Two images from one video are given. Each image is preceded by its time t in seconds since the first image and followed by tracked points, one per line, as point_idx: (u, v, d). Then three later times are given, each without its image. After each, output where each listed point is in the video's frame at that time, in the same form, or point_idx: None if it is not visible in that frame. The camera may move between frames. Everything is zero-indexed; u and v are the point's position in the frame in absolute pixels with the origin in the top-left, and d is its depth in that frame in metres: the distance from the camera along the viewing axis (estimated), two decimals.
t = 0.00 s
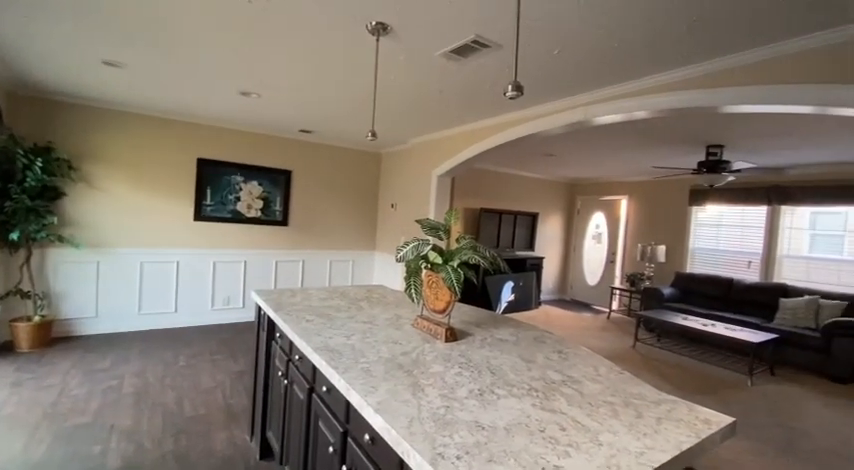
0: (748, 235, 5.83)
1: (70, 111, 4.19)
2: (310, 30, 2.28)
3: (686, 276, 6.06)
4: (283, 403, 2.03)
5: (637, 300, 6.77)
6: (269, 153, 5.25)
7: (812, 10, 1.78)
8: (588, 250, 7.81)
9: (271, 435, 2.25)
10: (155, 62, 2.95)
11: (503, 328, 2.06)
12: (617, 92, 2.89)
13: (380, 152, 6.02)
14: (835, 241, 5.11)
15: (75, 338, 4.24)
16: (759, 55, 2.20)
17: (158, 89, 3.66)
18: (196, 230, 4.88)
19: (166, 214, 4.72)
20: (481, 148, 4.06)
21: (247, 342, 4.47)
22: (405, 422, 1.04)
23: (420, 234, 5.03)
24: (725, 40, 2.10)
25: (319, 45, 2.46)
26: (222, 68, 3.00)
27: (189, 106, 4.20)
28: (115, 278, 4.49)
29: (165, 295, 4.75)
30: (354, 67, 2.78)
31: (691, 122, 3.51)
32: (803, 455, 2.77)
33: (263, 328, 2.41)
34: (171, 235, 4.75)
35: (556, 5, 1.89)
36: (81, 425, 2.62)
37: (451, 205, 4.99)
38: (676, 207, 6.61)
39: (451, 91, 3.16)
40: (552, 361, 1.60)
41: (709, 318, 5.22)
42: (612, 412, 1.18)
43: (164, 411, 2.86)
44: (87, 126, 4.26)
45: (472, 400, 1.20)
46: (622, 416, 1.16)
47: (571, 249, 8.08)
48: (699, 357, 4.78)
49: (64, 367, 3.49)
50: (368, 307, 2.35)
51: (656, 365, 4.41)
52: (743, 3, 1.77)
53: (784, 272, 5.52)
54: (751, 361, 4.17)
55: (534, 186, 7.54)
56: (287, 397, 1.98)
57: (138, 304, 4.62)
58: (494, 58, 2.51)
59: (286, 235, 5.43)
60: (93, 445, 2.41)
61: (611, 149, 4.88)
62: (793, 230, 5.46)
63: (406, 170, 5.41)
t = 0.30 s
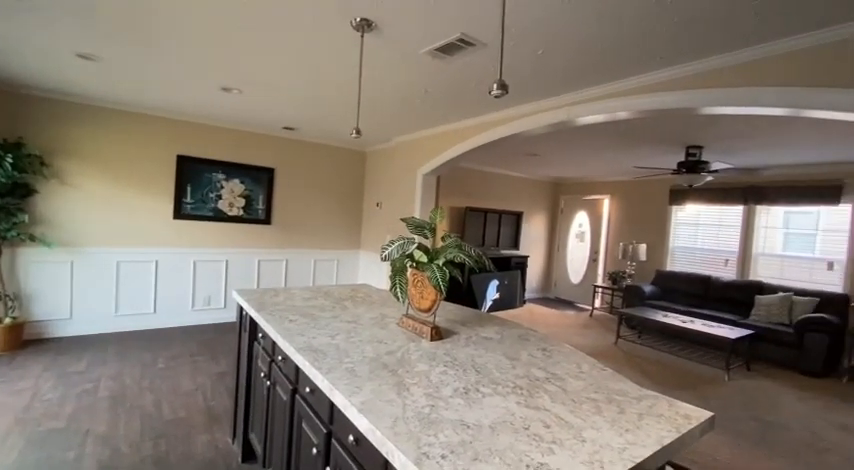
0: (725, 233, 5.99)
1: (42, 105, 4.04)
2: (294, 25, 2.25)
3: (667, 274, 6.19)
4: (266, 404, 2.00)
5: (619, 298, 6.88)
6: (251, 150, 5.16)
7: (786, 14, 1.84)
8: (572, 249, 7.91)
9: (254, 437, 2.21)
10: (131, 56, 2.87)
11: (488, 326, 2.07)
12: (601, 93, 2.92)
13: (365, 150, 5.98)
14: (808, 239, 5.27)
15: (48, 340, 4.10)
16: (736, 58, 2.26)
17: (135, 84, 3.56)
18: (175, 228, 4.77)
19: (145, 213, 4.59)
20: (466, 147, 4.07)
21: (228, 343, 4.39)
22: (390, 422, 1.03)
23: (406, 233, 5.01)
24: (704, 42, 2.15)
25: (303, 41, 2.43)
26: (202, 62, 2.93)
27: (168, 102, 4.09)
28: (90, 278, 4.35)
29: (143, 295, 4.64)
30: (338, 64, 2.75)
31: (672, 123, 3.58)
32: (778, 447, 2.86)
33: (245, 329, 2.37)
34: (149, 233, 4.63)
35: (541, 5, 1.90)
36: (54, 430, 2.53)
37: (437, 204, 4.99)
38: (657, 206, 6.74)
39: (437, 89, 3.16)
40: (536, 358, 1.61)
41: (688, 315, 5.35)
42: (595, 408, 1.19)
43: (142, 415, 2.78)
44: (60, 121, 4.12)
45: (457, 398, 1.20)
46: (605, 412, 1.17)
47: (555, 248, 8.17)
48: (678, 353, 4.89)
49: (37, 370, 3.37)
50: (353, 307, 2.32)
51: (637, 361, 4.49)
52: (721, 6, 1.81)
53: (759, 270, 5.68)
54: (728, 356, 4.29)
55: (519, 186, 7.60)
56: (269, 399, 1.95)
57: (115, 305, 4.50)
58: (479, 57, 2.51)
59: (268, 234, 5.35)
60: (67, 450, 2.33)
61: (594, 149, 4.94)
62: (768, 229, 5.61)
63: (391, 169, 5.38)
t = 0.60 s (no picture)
0: (704, 233, 6.14)
1: (14, 100, 3.90)
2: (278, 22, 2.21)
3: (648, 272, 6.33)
4: (249, 406, 1.97)
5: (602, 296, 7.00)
6: (234, 148, 5.08)
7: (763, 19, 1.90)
8: (556, 248, 8.01)
9: (237, 439, 2.18)
10: (109, 50, 2.79)
11: (473, 324, 2.08)
12: (584, 94, 2.97)
13: (350, 148, 5.94)
14: (782, 238, 5.43)
15: (21, 343, 3.96)
16: (715, 61, 2.32)
17: (113, 79, 3.47)
18: (155, 227, 4.66)
19: (123, 211, 4.48)
20: (453, 146, 4.06)
21: (211, 343, 4.32)
22: (375, 422, 1.03)
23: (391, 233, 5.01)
24: (683, 45, 2.20)
25: (287, 38, 2.40)
26: (183, 58, 2.87)
27: (147, 97, 4.00)
28: (65, 278, 4.22)
29: (121, 295, 4.52)
30: (323, 62, 2.73)
31: (653, 124, 3.65)
32: (753, 440, 2.95)
33: (227, 329, 2.33)
34: (127, 233, 4.52)
35: (527, 5, 1.92)
36: (27, 436, 2.44)
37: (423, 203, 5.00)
38: (638, 206, 6.87)
39: (422, 89, 3.16)
40: (520, 356, 1.63)
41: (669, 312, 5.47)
42: (578, 404, 1.21)
43: (120, 418, 2.72)
44: (34, 117, 3.98)
45: (442, 397, 1.20)
46: (588, 408, 1.19)
47: (539, 247, 8.26)
48: (659, 349, 5.00)
49: (9, 374, 3.25)
50: (338, 306, 2.31)
51: (620, 358, 4.57)
52: (700, 10, 1.86)
53: (736, 268, 5.84)
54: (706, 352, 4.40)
55: (504, 185, 7.65)
56: (253, 400, 1.92)
57: (91, 305, 4.37)
58: (465, 56, 2.52)
59: (251, 234, 5.27)
60: (41, 456, 2.26)
61: (578, 149, 5.01)
62: (744, 228, 5.77)
63: (376, 168, 5.36)
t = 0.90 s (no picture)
0: (686, 231, 6.27)
1: None
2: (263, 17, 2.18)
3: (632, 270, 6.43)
4: (234, 407, 1.95)
5: (587, 294, 7.10)
6: (218, 145, 4.99)
7: (742, 23, 1.95)
8: (542, 246, 8.08)
9: (221, 441, 2.15)
10: (87, 43, 2.72)
11: (461, 323, 2.09)
12: (570, 94, 3.00)
13: (336, 146, 5.90)
14: (761, 237, 5.57)
15: None
16: (703, 62, 2.35)
17: (91, 74, 3.38)
18: (136, 226, 4.56)
19: (102, 209, 4.37)
20: (440, 146, 4.06)
21: (194, 344, 4.25)
22: (362, 421, 1.03)
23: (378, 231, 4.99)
24: (667, 47, 2.25)
25: (273, 34, 2.37)
26: (166, 53, 2.81)
27: (128, 93, 3.91)
28: (42, 278, 4.10)
29: (101, 296, 4.41)
30: (310, 59, 2.70)
31: (637, 125, 3.71)
32: (733, 433, 3.03)
33: (211, 330, 2.29)
34: (107, 231, 4.41)
35: (514, 5, 1.93)
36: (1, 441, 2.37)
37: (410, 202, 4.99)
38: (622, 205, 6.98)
39: (410, 87, 3.15)
40: (507, 354, 1.64)
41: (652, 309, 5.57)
42: (564, 401, 1.22)
43: (100, 422, 2.65)
44: (7, 111, 3.85)
45: (429, 395, 1.20)
46: (573, 405, 1.20)
47: (526, 246, 8.33)
48: (642, 346, 5.08)
49: None
50: (325, 306, 2.29)
51: (604, 355, 4.64)
52: (683, 13, 1.90)
53: (717, 266, 5.98)
54: (688, 348, 4.49)
55: (491, 184, 7.69)
56: (238, 402, 1.90)
57: (70, 307, 4.25)
58: (452, 55, 2.52)
59: (236, 233, 5.19)
60: (17, 462, 2.19)
61: (564, 149, 5.07)
62: (725, 227, 5.91)
63: (364, 166, 5.34)
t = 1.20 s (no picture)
0: (671, 231, 6.37)
1: None
2: (250, 13, 2.15)
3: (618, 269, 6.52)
4: (220, 408, 1.92)
5: (575, 292, 7.17)
6: (204, 143, 4.92)
7: (727, 25, 1.98)
8: (530, 245, 8.14)
9: (207, 443, 2.11)
10: (67, 37, 2.64)
11: (450, 322, 2.09)
12: (558, 95, 3.03)
13: (325, 144, 5.85)
14: (743, 236, 5.69)
15: None
16: (695, 62, 2.37)
17: (72, 68, 3.29)
18: (118, 225, 4.46)
19: (84, 208, 4.27)
20: (430, 144, 4.04)
21: (180, 345, 4.19)
22: (351, 421, 1.02)
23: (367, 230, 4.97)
24: (654, 48, 2.28)
25: (260, 30, 2.34)
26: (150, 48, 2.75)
27: (110, 89, 3.82)
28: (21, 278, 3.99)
29: (83, 296, 4.31)
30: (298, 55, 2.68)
31: (623, 125, 3.76)
32: (716, 429, 3.09)
33: (197, 330, 2.26)
34: (89, 230, 4.31)
35: (502, 5, 1.94)
36: None
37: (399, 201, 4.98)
38: (609, 205, 7.06)
39: (399, 85, 3.14)
40: (496, 352, 1.65)
41: (637, 307, 5.65)
42: (552, 399, 1.23)
43: (82, 425, 2.59)
44: None
45: (418, 394, 1.20)
46: (562, 402, 1.21)
47: (514, 245, 8.38)
48: (628, 344, 5.15)
49: None
50: (313, 305, 2.27)
51: (592, 353, 4.69)
52: (669, 14, 1.93)
53: (700, 265, 6.10)
54: (673, 345, 4.57)
55: (480, 183, 7.71)
56: (224, 403, 1.87)
57: (50, 307, 4.15)
58: (442, 54, 2.52)
59: (222, 232, 5.12)
60: None
61: (552, 149, 5.11)
62: (709, 227, 6.03)
63: (352, 165, 5.31)
